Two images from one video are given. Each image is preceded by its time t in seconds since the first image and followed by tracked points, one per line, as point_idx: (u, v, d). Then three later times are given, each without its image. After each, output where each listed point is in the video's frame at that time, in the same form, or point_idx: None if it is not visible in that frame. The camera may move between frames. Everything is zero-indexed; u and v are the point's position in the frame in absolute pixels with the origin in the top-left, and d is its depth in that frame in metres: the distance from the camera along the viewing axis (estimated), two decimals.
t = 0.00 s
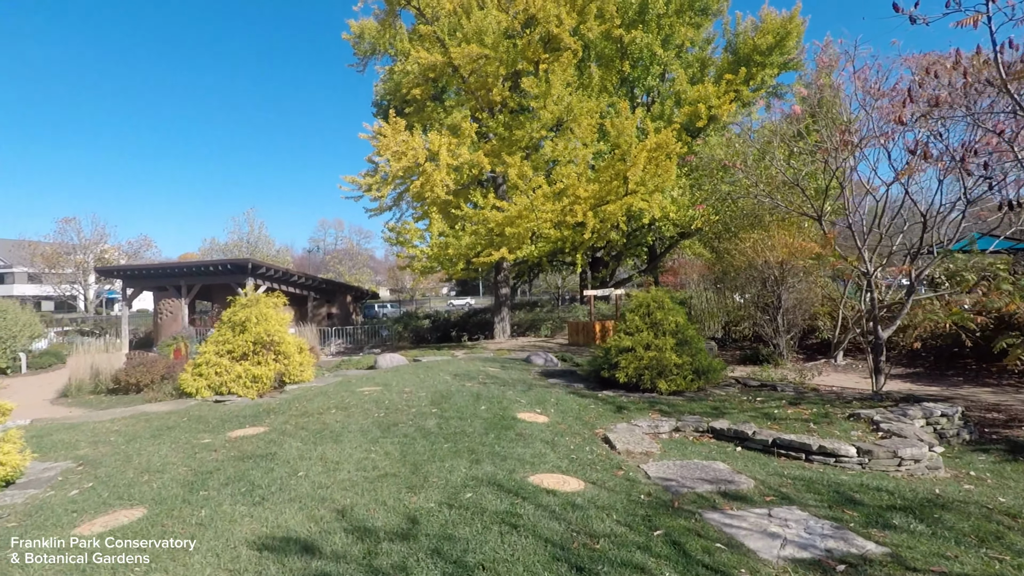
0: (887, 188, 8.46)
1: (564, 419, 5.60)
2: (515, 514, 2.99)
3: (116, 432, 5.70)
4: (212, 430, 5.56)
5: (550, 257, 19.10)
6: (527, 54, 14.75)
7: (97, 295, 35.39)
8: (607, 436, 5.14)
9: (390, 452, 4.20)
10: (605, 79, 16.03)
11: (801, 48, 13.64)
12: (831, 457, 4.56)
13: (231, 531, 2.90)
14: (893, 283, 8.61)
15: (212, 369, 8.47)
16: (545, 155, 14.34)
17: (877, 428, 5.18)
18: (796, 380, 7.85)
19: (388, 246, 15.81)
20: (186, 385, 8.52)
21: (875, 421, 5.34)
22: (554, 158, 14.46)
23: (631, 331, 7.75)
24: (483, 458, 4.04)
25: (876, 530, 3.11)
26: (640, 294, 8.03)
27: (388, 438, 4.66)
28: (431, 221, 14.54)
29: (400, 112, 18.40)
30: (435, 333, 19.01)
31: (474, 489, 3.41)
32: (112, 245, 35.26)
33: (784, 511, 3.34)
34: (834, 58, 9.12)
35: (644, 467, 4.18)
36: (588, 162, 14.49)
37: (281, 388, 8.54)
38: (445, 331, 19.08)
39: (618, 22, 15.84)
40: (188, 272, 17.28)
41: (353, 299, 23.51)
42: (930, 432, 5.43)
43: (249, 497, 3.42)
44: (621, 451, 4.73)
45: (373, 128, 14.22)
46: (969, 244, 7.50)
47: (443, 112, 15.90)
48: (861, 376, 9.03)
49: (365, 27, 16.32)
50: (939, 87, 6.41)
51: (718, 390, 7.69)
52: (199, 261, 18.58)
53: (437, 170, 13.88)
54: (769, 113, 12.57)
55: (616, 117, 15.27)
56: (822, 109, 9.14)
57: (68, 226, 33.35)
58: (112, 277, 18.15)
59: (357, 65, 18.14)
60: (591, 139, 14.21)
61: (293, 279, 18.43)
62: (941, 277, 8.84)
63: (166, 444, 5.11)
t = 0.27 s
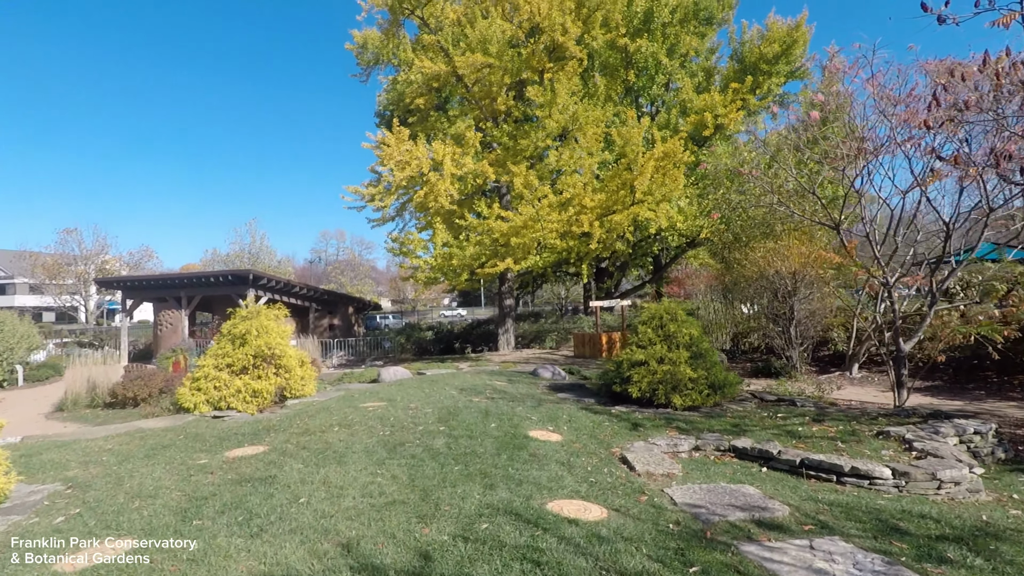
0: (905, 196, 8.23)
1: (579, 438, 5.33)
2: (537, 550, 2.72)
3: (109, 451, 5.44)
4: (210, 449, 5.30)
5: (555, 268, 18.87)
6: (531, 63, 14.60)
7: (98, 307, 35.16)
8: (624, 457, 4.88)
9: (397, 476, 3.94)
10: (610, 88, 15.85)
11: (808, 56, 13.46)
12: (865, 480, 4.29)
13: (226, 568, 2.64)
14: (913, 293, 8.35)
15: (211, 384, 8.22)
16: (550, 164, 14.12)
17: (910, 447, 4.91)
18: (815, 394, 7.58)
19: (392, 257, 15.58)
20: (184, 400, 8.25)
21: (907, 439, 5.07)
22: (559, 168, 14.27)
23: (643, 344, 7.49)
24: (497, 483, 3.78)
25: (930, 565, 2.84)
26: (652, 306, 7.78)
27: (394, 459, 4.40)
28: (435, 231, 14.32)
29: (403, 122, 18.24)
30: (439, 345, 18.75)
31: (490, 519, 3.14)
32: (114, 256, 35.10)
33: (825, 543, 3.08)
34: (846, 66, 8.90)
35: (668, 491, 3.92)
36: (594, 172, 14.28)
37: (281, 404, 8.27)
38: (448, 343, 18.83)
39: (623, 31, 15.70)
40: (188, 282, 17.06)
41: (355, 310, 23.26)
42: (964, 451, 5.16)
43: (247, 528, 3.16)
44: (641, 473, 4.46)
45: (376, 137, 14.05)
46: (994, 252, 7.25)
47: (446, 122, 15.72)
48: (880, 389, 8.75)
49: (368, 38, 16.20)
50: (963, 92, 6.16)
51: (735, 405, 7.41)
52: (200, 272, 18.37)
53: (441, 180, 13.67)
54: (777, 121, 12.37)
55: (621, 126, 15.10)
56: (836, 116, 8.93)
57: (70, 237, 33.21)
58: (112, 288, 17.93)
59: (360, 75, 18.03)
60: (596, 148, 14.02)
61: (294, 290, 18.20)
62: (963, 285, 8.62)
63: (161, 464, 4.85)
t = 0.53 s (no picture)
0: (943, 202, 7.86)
1: (609, 457, 5.01)
2: None
3: (117, 468, 5.19)
4: (221, 468, 5.04)
5: (570, 279, 18.57)
6: (547, 73, 14.45)
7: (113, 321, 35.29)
8: (660, 477, 4.56)
9: (420, 500, 3.66)
10: (626, 97, 15.62)
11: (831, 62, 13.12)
12: (926, 505, 3.95)
13: None
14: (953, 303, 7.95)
15: (223, 398, 8.00)
16: (567, 174, 13.89)
17: (970, 468, 4.54)
18: (853, 410, 7.20)
19: (406, 269, 15.37)
20: (196, 415, 8.01)
21: (964, 460, 4.70)
22: (575, 178, 14.04)
23: (670, 357, 7.17)
24: (528, 508, 3.49)
25: None
26: (678, 316, 7.47)
27: (416, 481, 4.12)
28: (450, 242, 14.10)
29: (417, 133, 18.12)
30: (453, 358, 18.48)
31: (523, 551, 2.86)
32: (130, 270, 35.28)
33: None
34: (874, 68, 8.60)
35: (712, 518, 3.61)
36: (612, 181, 14.01)
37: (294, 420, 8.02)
38: (462, 357, 18.59)
39: (638, 40, 15.49)
40: (203, 296, 16.98)
41: (368, 324, 23.07)
42: None
43: (259, 558, 2.89)
44: (680, 497, 4.14)
45: (391, 148, 13.91)
46: None
47: (460, 133, 15.56)
48: (918, 405, 8.33)
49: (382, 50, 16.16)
50: (1006, 93, 5.85)
51: (768, 422, 7.05)
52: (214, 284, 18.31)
53: (456, 191, 13.46)
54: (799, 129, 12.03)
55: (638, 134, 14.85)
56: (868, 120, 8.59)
57: (87, 252, 33.47)
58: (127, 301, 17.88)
59: (374, 87, 17.97)
60: (613, 157, 13.78)
61: (308, 303, 18.05)
62: (1003, 294, 8.28)
63: (169, 484, 4.59)
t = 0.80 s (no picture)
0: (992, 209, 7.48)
1: (649, 480, 4.74)
2: None
3: (139, 488, 5.05)
4: (243, 488, 4.87)
5: (595, 290, 18.27)
6: (571, 82, 14.29)
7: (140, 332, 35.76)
8: (705, 503, 4.26)
9: (453, 528, 3.44)
10: (652, 105, 15.37)
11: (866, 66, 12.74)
12: (1001, 542, 3.62)
13: None
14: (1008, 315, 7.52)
15: (246, 414, 7.87)
16: (591, 184, 13.67)
17: None
18: (902, 430, 6.81)
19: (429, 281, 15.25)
20: (219, 430, 7.89)
21: None
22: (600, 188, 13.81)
23: (705, 372, 6.87)
24: (569, 539, 3.26)
25: None
26: (714, 330, 7.18)
27: (448, 506, 3.90)
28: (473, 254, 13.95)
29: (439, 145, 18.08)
30: (475, 371, 18.27)
31: None
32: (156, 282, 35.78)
33: None
34: (913, 72, 8.31)
35: (768, 552, 3.34)
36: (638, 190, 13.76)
37: (317, 436, 7.87)
38: (485, 369, 18.41)
39: (664, 47, 15.27)
40: (228, 308, 17.05)
41: (390, 336, 23.00)
42: None
43: None
44: (729, 526, 3.87)
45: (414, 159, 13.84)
46: None
47: (483, 144, 15.45)
48: (970, 423, 7.88)
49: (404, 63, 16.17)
50: None
51: (811, 441, 6.69)
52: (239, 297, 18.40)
53: (479, 202, 13.31)
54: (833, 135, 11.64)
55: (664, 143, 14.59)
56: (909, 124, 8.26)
57: (115, 265, 34.09)
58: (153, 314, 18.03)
59: (397, 99, 18.00)
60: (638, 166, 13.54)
61: (331, 315, 18.03)
62: None
63: (190, 506, 4.42)
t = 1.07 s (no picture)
0: None
1: (698, 495, 4.42)
2: None
3: (165, 497, 4.90)
4: (270, 498, 4.69)
5: (624, 295, 17.90)
6: (599, 82, 14.03)
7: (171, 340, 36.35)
8: (761, 520, 3.93)
9: (492, 546, 3.19)
10: (682, 105, 15.02)
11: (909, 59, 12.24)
12: None
13: None
14: None
15: (274, 420, 7.74)
16: (621, 186, 13.35)
17: None
18: (965, 441, 6.35)
19: (456, 286, 15.07)
20: (246, 437, 7.77)
21: None
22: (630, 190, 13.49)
23: (750, 379, 6.52)
24: (620, 561, 2.97)
25: None
26: (758, 334, 6.83)
27: (485, 521, 3.65)
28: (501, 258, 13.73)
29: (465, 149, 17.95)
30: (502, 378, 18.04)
31: None
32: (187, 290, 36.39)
33: None
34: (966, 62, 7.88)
35: None
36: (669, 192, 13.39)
37: (345, 444, 7.71)
38: (512, 375, 18.17)
39: (694, 46, 14.92)
40: (256, 314, 17.11)
41: (416, 342, 22.90)
42: None
43: None
44: (791, 546, 3.54)
45: (440, 163, 13.71)
46: None
47: (509, 147, 15.26)
48: None
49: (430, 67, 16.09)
50: None
51: (865, 452, 6.28)
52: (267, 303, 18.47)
53: (507, 205, 13.09)
54: (873, 131, 11.15)
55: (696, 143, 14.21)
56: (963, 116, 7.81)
57: (148, 273, 34.77)
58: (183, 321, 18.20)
59: (422, 105, 17.94)
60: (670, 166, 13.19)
61: (357, 322, 17.97)
62: None
63: (215, 517, 4.24)
